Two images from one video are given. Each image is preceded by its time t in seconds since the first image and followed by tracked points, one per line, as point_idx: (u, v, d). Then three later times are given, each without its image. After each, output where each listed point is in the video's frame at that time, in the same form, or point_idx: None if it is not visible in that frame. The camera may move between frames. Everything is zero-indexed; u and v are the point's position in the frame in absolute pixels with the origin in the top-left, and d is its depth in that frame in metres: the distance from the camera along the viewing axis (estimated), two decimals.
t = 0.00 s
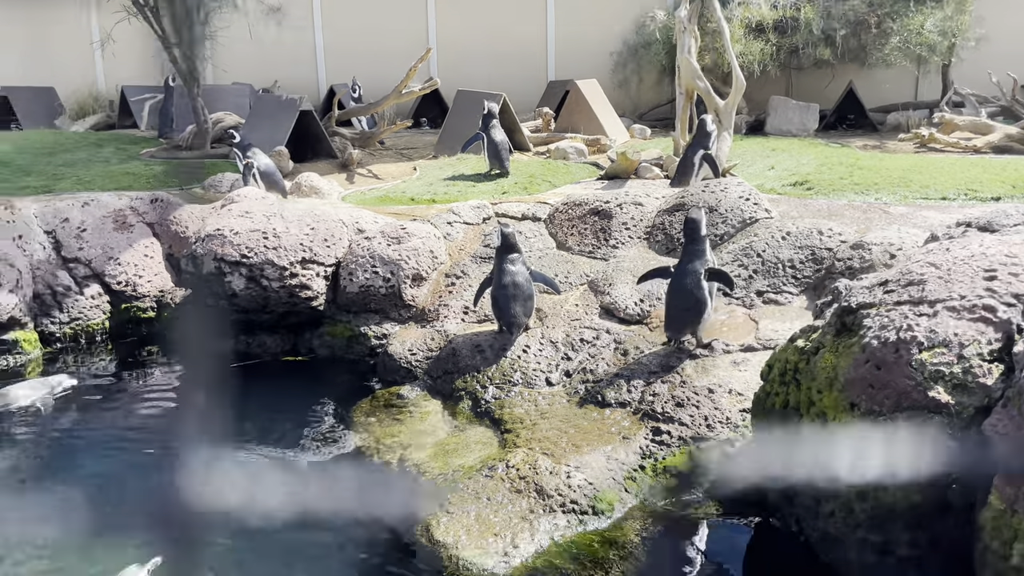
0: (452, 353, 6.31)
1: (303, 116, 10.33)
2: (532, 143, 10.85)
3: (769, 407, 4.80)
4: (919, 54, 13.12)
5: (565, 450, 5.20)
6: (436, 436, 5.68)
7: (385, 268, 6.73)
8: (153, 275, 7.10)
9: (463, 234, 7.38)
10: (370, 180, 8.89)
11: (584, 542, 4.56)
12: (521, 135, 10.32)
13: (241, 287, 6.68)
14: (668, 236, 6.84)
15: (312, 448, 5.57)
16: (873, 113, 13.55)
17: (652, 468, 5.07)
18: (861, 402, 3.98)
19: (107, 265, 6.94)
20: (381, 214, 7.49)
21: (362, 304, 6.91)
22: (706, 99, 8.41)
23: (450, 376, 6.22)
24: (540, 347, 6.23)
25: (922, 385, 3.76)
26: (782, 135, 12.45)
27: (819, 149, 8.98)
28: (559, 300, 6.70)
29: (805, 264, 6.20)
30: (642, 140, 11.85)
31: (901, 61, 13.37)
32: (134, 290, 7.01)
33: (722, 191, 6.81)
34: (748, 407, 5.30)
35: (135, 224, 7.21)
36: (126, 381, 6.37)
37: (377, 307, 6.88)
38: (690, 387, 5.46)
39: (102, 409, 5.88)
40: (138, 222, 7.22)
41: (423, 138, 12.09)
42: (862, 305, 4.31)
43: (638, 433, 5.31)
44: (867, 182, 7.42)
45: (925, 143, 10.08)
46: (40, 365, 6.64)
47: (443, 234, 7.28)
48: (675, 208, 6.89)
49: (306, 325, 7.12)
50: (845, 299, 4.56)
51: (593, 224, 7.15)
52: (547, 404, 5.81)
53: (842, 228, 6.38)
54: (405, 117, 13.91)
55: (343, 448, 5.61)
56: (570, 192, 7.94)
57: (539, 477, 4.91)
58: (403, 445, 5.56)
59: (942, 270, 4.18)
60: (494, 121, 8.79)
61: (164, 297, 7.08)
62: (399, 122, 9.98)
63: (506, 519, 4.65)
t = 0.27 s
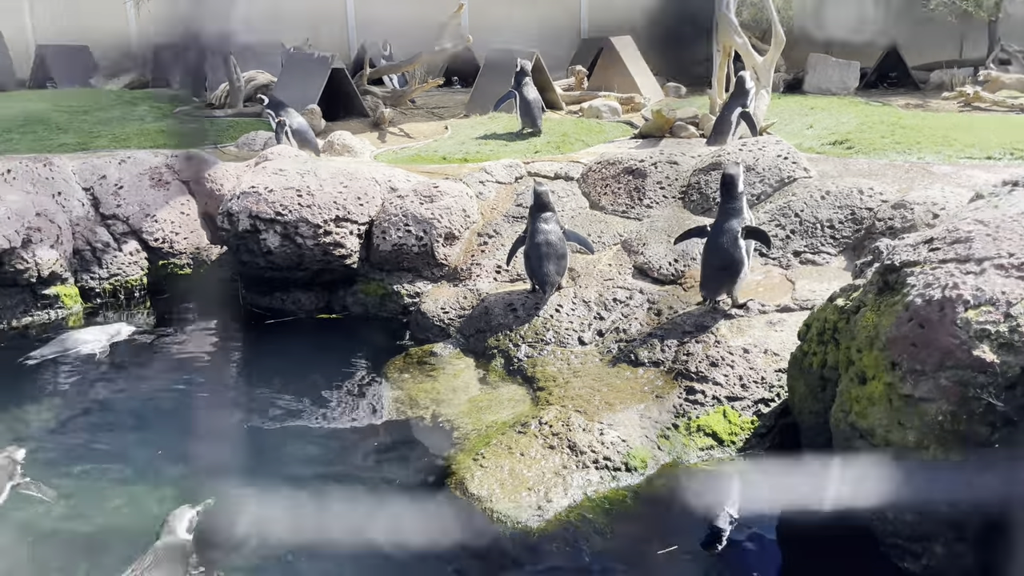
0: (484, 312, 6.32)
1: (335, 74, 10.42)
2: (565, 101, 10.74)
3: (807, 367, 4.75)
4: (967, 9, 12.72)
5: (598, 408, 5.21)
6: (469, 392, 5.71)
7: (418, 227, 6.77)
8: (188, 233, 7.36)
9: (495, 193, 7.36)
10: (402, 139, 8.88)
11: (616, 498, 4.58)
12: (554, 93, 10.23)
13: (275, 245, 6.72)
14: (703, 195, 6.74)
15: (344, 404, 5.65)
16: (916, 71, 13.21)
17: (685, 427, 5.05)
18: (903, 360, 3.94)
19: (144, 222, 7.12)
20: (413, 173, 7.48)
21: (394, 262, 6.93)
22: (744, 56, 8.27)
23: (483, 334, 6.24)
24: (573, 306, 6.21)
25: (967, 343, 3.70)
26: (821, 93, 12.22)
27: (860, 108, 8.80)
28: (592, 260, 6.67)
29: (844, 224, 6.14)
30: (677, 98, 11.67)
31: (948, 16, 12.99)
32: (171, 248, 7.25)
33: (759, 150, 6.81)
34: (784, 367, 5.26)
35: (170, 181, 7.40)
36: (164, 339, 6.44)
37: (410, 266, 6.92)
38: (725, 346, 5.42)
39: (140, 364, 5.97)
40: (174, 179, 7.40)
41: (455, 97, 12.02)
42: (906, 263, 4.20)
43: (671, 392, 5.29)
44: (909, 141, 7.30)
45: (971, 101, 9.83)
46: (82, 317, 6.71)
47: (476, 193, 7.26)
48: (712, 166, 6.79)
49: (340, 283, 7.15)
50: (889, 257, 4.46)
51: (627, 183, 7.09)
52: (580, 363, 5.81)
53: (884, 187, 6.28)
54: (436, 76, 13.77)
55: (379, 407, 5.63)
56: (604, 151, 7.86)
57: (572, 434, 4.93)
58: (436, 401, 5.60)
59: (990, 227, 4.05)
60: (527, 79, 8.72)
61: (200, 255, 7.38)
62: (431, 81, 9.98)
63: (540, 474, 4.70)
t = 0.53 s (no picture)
0: (515, 271, 6.30)
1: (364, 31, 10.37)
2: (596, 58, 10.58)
3: (844, 326, 4.69)
4: None
5: (629, 366, 5.20)
6: (499, 349, 5.72)
7: (448, 185, 6.76)
8: (221, 190, 7.37)
9: (526, 151, 7.31)
10: (431, 97, 8.81)
11: (648, 454, 4.58)
12: (586, 50, 10.08)
13: (307, 202, 6.76)
14: (737, 153, 6.65)
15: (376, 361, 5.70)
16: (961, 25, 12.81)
17: (717, 385, 5.03)
18: (945, 318, 3.85)
19: (177, 179, 7.15)
20: (443, 130, 7.42)
21: (424, 221, 6.94)
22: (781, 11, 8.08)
23: (514, 292, 6.24)
24: (604, 265, 6.17)
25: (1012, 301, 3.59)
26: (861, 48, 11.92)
27: (900, 64, 8.58)
28: (623, 219, 6.61)
29: (883, 182, 6.06)
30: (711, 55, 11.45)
31: None
32: (203, 205, 7.26)
33: (797, 106, 6.71)
34: (819, 327, 5.20)
35: (202, 138, 7.41)
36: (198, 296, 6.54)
37: (440, 224, 6.92)
38: (758, 305, 5.37)
39: (175, 323, 6.08)
40: (206, 136, 7.43)
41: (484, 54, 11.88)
42: (951, 220, 4.12)
43: (704, 350, 5.25)
44: (952, 98, 7.13)
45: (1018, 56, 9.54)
46: (116, 274, 6.88)
47: (505, 151, 7.21)
48: (748, 123, 6.67)
49: (370, 241, 7.22)
50: (933, 214, 4.38)
51: (660, 141, 7.02)
52: (610, 321, 5.79)
53: (924, 145, 6.18)
54: (465, 33, 13.59)
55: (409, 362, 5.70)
56: (636, 109, 7.76)
57: (603, 391, 4.93)
58: (465, 358, 5.62)
59: None
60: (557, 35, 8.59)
61: (231, 212, 7.36)
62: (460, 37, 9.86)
63: (571, 430, 4.70)
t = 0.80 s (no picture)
0: (542, 234, 6.26)
1: None
2: (624, 19, 10.42)
3: (878, 288, 4.62)
4: None
5: (657, 329, 5.14)
6: (525, 311, 5.71)
7: (474, 147, 6.72)
8: (247, 151, 7.41)
9: (553, 112, 7.27)
10: (456, 58, 8.72)
11: (676, 416, 4.54)
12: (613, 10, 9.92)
13: (333, 163, 6.74)
14: (770, 115, 6.61)
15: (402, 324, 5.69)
16: None
17: (746, 348, 4.99)
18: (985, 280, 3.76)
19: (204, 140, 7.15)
20: (469, 92, 7.36)
21: (450, 183, 6.90)
22: None
23: (541, 254, 6.20)
24: (632, 228, 6.10)
25: None
26: (897, 9, 11.62)
27: (936, 25, 8.39)
28: (651, 180, 6.55)
29: (919, 144, 5.97)
30: (742, 15, 11.22)
31: None
32: (230, 166, 7.31)
33: (832, 66, 6.66)
34: (851, 290, 5.12)
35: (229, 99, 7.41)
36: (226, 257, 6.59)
37: (466, 186, 6.87)
38: (789, 269, 5.30)
39: (204, 281, 6.12)
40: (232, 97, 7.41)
41: (510, 15, 11.74)
42: (993, 178, 4.04)
43: (733, 314, 5.20)
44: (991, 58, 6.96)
45: None
46: (144, 236, 6.99)
47: (532, 112, 7.19)
48: (779, 85, 6.65)
49: (396, 204, 7.17)
50: (972, 173, 4.30)
51: (690, 102, 6.99)
52: (638, 285, 5.74)
53: (963, 106, 6.05)
54: None
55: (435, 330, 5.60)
56: (665, 70, 7.66)
57: (631, 353, 4.87)
58: (491, 321, 5.61)
59: None
60: None
61: (258, 174, 7.42)
62: None
63: (598, 391, 4.64)
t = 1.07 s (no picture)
0: (565, 206, 6.22)
1: None
2: None
3: (909, 261, 4.56)
4: None
5: (682, 301, 5.10)
6: (549, 282, 5.68)
7: (498, 117, 6.68)
8: (270, 122, 7.40)
9: (577, 82, 7.20)
10: (479, 27, 8.64)
11: (701, 388, 4.51)
12: None
13: (356, 133, 6.75)
14: (799, 85, 6.54)
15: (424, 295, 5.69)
16: None
17: (772, 321, 4.95)
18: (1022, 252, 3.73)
19: (227, 110, 7.22)
20: (493, 62, 7.29)
21: (473, 154, 6.88)
22: None
23: (565, 226, 6.17)
24: (656, 199, 6.03)
25: None
26: None
27: None
28: (677, 152, 6.50)
29: (952, 114, 5.84)
30: None
31: None
32: (253, 137, 7.33)
33: (863, 35, 6.51)
34: (880, 263, 5.05)
35: (251, 69, 7.46)
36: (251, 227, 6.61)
37: (489, 157, 6.84)
38: (817, 241, 5.22)
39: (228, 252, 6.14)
40: (255, 67, 7.46)
41: None
42: None
43: (760, 286, 5.16)
44: None
45: None
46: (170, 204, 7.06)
47: (556, 82, 7.10)
48: (811, 54, 6.55)
49: (418, 174, 7.19)
50: (1009, 143, 4.20)
51: (717, 72, 6.87)
52: (662, 257, 5.70)
53: (998, 75, 5.91)
54: None
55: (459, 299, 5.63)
56: (691, 39, 7.56)
57: (656, 325, 4.82)
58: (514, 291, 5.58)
59: None
60: None
61: (281, 144, 7.42)
62: None
63: (622, 362, 4.60)
